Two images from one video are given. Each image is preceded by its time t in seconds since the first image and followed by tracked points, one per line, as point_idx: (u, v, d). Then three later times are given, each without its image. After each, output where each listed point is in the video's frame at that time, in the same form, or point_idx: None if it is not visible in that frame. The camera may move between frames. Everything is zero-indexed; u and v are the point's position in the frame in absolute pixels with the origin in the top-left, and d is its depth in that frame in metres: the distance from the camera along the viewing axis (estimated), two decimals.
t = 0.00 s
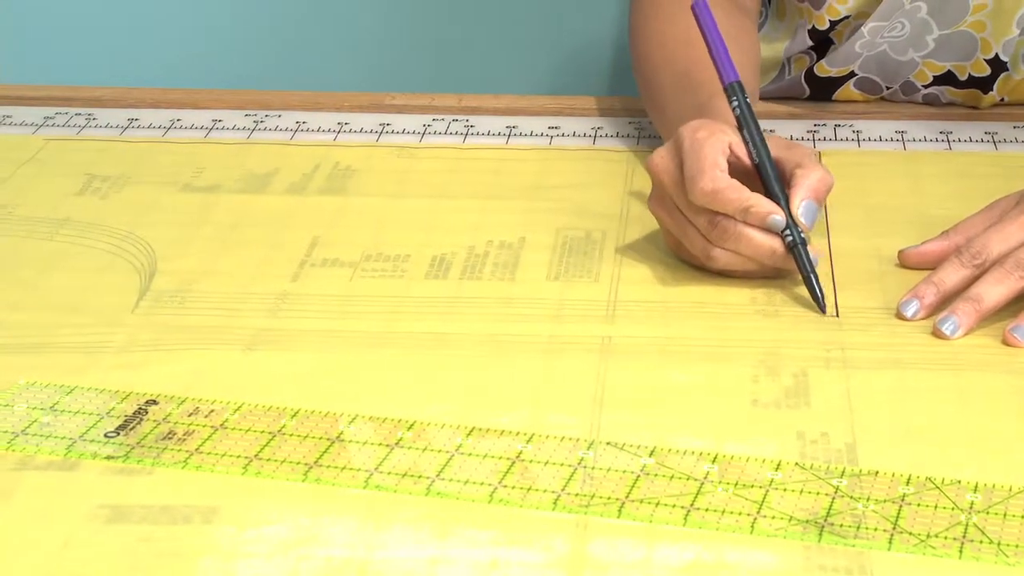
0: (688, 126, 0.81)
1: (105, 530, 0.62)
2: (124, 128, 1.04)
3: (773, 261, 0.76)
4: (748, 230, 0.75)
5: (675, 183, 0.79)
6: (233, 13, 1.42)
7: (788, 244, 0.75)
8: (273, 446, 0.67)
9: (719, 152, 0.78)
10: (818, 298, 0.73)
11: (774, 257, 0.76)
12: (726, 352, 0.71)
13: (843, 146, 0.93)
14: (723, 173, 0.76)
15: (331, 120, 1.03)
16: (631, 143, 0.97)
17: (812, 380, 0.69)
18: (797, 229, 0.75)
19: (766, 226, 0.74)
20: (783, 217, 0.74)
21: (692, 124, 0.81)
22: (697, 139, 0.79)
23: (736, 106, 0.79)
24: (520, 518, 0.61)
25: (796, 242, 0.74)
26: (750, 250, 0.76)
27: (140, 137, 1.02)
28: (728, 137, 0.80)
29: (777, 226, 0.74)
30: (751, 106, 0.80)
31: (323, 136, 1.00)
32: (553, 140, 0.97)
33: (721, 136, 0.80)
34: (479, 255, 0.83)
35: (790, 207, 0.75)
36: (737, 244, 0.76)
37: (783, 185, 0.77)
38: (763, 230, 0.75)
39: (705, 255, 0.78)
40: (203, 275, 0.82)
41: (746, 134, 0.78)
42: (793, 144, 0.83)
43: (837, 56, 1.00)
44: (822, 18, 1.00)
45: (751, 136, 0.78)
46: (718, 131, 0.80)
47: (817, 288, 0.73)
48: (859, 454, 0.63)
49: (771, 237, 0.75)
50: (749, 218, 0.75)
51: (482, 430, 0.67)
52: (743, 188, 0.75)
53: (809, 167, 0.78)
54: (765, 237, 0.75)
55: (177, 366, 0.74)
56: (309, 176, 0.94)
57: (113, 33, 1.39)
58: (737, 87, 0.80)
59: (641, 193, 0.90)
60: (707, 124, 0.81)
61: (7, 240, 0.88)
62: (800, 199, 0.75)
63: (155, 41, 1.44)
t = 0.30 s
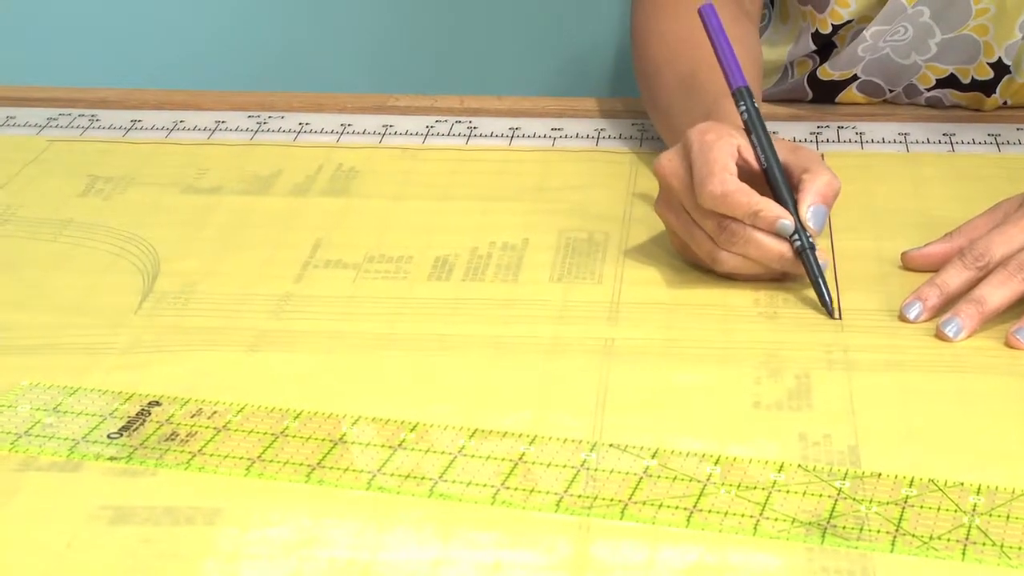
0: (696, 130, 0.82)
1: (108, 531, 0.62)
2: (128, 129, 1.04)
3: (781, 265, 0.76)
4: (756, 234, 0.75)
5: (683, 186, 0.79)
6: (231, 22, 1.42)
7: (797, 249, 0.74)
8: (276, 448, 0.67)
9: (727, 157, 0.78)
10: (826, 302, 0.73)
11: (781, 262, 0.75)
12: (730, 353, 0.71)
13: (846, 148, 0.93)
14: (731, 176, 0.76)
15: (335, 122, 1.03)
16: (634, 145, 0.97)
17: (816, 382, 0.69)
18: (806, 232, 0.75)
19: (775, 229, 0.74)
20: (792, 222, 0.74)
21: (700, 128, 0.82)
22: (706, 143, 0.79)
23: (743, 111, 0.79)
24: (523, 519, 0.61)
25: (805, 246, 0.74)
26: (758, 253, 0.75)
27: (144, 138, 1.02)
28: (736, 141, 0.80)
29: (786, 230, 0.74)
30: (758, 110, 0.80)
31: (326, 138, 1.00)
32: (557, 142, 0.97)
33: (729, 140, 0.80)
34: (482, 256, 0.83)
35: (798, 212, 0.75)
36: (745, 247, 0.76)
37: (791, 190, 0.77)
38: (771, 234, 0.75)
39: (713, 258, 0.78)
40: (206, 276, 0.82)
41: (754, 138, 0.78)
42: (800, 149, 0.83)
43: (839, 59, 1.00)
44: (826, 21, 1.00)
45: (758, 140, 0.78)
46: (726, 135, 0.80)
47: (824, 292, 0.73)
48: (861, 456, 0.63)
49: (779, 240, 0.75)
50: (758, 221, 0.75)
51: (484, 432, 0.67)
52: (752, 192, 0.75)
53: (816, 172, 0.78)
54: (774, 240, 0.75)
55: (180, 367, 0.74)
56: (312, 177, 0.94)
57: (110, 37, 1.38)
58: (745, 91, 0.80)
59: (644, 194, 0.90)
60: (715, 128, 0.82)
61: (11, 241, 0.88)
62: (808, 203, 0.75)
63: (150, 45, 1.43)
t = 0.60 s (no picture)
0: (694, 134, 0.82)
1: (110, 535, 0.62)
2: (131, 133, 1.04)
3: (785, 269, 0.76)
4: (758, 236, 0.75)
5: (683, 191, 0.79)
6: (231, 23, 1.42)
7: (799, 251, 0.74)
8: (279, 452, 0.67)
9: (726, 160, 0.78)
10: (830, 305, 0.73)
11: (784, 264, 0.75)
12: (733, 359, 0.71)
13: (850, 153, 0.92)
14: (731, 180, 0.76)
15: (338, 126, 1.03)
16: (638, 150, 0.97)
17: (820, 387, 0.69)
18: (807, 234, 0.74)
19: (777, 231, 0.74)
20: (792, 223, 0.74)
21: (698, 132, 0.82)
22: (704, 146, 0.79)
23: (741, 114, 0.79)
24: (525, 524, 0.61)
25: (807, 248, 0.74)
26: (761, 256, 0.75)
27: (146, 142, 1.02)
28: (735, 144, 0.80)
29: (787, 232, 0.74)
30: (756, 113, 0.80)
31: (329, 142, 1.00)
32: (560, 147, 0.97)
33: (728, 144, 0.80)
34: (485, 260, 0.83)
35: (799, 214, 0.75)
36: (747, 251, 0.75)
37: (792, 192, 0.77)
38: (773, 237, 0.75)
39: (716, 262, 0.78)
40: (209, 280, 0.82)
41: (753, 141, 0.78)
42: (798, 151, 0.83)
43: (843, 65, 1.00)
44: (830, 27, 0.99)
45: (756, 142, 0.78)
46: (725, 138, 0.80)
47: (827, 295, 0.73)
48: (865, 462, 0.63)
49: (782, 243, 0.75)
50: (759, 224, 0.75)
51: (487, 437, 0.67)
52: (752, 195, 0.75)
53: (815, 173, 0.78)
54: (777, 242, 0.75)
55: (181, 371, 0.74)
56: (315, 182, 0.94)
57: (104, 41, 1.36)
58: (742, 95, 0.80)
59: (648, 199, 0.89)
60: (714, 132, 0.81)
61: (13, 245, 0.88)
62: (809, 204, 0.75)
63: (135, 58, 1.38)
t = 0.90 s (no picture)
0: (702, 143, 0.80)
1: (114, 551, 0.61)
2: (136, 139, 1.02)
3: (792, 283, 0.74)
4: (764, 251, 0.73)
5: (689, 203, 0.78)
6: (233, 25, 1.40)
7: (805, 265, 0.73)
8: (288, 467, 0.65)
9: (732, 172, 0.76)
10: (836, 322, 0.71)
11: (791, 279, 0.74)
12: (754, 373, 0.69)
13: (874, 162, 0.90)
14: (736, 193, 0.74)
15: (347, 132, 1.01)
16: (656, 157, 0.95)
17: (844, 403, 0.67)
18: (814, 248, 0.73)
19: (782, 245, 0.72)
20: (799, 237, 0.72)
21: (707, 141, 0.80)
22: (710, 157, 0.77)
23: (752, 121, 0.77)
24: (540, 541, 0.59)
25: (813, 262, 0.72)
26: (767, 271, 0.74)
27: (150, 148, 1.00)
28: (744, 154, 0.78)
29: (792, 246, 0.72)
30: (768, 120, 0.78)
31: (338, 148, 0.99)
32: (576, 154, 0.95)
33: (736, 155, 0.78)
34: (498, 270, 0.81)
35: (805, 227, 0.73)
36: (753, 265, 0.74)
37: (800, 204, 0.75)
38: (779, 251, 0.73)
39: (722, 276, 0.76)
40: (215, 290, 0.81)
41: (763, 150, 0.76)
42: (813, 159, 0.81)
43: (867, 71, 0.98)
44: (853, 32, 0.97)
45: (767, 151, 0.76)
46: (733, 148, 0.79)
47: (833, 311, 0.71)
48: (888, 479, 0.61)
49: (788, 257, 0.73)
50: (764, 238, 0.73)
51: (501, 452, 0.65)
52: (757, 208, 0.73)
53: (825, 184, 0.76)
54: (783, 256, 0.73)
55: (188, 384, 0.72)
56: (324, 188, 0.92)
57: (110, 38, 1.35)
58: (754, 101, 0.78)
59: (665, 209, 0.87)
60: (723, 142, 0.80)
61: (17, 252, 0.87)
62: (816, 217, 0.73)
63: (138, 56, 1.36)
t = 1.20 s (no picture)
0: (701, 136, 0.75)
1: (93, 571, 0.57)
2: (118, 131, 0.98)
3: (796, 285, 0.70)
4: (764, 252, 0.69)
5: (685, 199, 0.73)
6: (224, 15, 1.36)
7: (808, 265, 0.68)
8: (280, 480, 0.61)
9: (730, 167, 0.72)
10: (840, 327, 0.67)
11: (794, 281, 0.69)
12: (776, 382, 0.65)
13: (905, 156, 0.85)
14: (732, 191, 0.70)
15: (345, 124, 0.97)
16: (671, 151, 0.90)
17: (873, 415, 0.62)
18: (817, 249, 0.68)
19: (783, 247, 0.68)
20: (802, 236, 0.68)
21: (705, 134, 0.75)
22: (708, 151, 0.73)
23: (754, 112, 0.73)
24: (547, 561, 0.55)
25: (817, 263, 0.68)
26: (769, 273, 0.69)
27: (135, 141, 0.96)
28: (745, 147, 0.73)
29: (794, 245, 0.68)
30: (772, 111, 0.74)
31: (335, 142, 0.94)
32: (587, 148, 0.91)
33: (736, 147, 0.73)
34: (503, 271, 0.77)
35: (809, 226, 0.69)
36: (753, 266, 0.70)
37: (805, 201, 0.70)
38: (780, 252, 0.69)
39: (722, 276, 0.72)
40: (204, 292, 0.76)
41: (766, 143, 0.72)
42: (820, 152, 0.75)
43: (898, 60, 0.93)
44: (883, 19, 0.93)
45: (769, 143, 0.72)
46: (733, 142, 0.74)
47: (837, 314, 0.67)
48: (920, 496, 0.57)
49: (790, 258, 0.69)
50: (763, 239, 0.69)
51: (507, 465, 0.61)
52: (757, 206, 0.69)
53: (832, 178, 0.71)
54: (785, 257, 0.69)
55: (174, 393, 0.68)
56: (319, 184, 0.88)
57: (112, 39, 1.30)
58: (758, 91, 0.74)
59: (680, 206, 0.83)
60: (723, 133, 0.75)
61: None
62: (819, 215, 0.68)
63: (137, 61, 1.31)
